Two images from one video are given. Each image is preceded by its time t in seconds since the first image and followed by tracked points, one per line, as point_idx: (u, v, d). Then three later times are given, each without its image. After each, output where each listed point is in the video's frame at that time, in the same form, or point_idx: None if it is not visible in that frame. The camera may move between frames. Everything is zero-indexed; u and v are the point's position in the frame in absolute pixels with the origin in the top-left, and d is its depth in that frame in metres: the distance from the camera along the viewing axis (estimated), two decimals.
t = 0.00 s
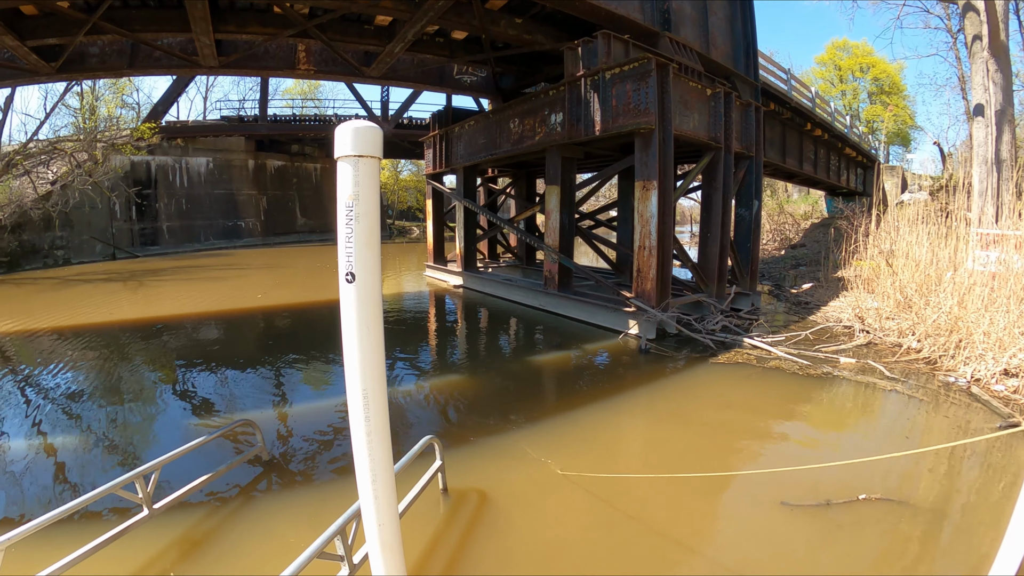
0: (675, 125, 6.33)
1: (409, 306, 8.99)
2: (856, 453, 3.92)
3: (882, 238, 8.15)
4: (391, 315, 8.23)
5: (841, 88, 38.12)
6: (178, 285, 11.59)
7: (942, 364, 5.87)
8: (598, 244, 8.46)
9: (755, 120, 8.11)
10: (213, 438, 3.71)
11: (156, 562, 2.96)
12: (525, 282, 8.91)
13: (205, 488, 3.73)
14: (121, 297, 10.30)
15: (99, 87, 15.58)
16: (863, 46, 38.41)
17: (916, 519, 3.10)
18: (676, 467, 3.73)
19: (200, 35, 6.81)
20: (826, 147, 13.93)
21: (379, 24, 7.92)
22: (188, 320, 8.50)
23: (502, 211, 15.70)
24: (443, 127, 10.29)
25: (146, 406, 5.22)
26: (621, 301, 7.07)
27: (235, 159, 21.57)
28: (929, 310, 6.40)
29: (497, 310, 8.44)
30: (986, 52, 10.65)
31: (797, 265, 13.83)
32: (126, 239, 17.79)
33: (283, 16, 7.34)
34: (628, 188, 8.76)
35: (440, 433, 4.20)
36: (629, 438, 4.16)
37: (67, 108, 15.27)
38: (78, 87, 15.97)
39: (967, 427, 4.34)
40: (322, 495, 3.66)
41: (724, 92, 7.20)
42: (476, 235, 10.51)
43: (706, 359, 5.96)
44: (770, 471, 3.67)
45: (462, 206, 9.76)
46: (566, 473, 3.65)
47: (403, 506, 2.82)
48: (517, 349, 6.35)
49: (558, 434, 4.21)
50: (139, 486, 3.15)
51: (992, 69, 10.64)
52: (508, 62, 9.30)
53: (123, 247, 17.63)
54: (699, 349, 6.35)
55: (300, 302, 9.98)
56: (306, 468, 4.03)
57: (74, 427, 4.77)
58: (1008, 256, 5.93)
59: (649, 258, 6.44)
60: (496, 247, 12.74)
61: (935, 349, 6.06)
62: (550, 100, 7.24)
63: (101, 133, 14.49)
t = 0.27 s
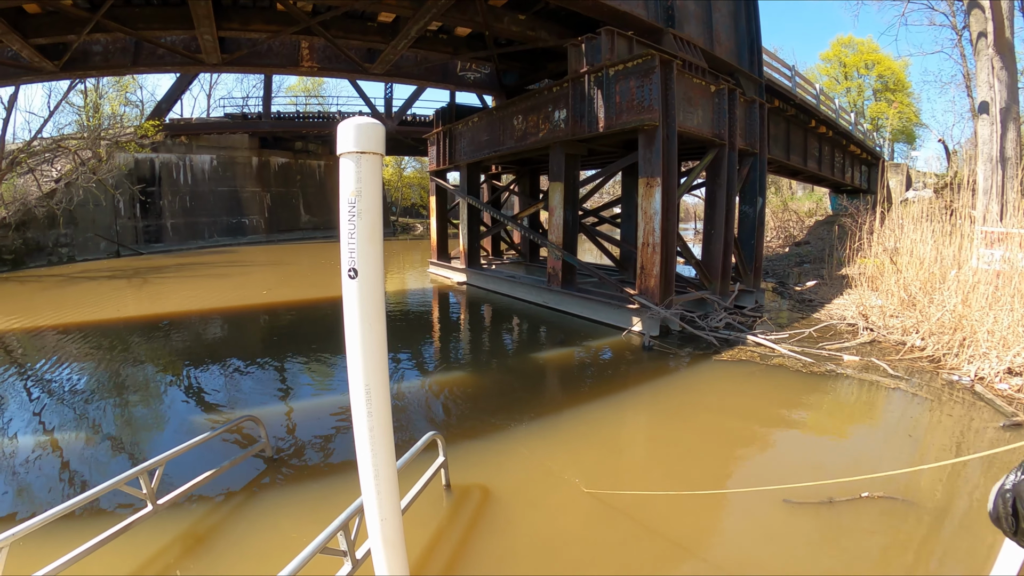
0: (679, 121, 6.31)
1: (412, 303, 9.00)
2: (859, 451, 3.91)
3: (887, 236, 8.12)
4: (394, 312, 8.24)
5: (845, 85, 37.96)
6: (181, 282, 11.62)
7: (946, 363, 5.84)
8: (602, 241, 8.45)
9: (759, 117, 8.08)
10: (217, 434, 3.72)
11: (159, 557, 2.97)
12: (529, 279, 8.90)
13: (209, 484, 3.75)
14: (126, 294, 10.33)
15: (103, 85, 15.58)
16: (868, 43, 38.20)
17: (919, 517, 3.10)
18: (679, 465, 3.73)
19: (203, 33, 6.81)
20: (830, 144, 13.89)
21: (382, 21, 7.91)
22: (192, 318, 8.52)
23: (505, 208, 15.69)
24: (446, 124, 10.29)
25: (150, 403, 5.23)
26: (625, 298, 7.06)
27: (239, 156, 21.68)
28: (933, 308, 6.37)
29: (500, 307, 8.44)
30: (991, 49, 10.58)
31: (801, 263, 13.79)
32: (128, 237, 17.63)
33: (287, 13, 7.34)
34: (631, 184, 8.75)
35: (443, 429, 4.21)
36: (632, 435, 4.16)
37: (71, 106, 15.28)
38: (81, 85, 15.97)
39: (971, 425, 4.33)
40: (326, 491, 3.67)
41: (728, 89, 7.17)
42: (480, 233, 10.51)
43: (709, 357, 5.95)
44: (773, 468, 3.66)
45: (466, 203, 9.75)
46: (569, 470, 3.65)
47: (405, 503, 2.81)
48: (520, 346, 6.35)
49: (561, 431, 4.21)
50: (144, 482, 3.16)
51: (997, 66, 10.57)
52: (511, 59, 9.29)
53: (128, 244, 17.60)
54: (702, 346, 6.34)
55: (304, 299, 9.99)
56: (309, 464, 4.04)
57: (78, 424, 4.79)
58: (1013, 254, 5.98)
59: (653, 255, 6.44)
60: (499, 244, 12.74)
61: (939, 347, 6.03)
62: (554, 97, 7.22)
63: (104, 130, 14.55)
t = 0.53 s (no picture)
0: (682, 117, 6.30)
1: (415, 299, 9.01)
2: (862, 448, 3.91)
3: (890, 233, 8.10)
4: (397, 309, 8.25)
5: (849, 81, 37.82)
6: (184, 279, 11.63)
7: (948, 360, 5.81)
8: (604, 238, 8.45)
9: (762, 113, 8.06)
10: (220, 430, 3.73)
11: (163, 552, 2.99)
12: (531, 275, 8.90)
13: (212, 480, 3.76)
14: (129, 291, 10.35)
15: (106, 83, 15.56)
16: (872, 40, 38.06)
17: (921, 514, 3.10)
18: (681, 461, 3.73)
19: (206, 29, 6.81)
20: (833, 141, 13.85)
21: (385, 17, 7.90)
22: (195, 314, 8.54)
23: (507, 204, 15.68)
24: (449, 120, 10.28)
25: (153, 400, 5.24)
26: (628, 294, 7.06)
27: (241, 153, 21.69)
28: (936, 305, 6.34)
29: (503, 304, 8.45)
30: (995, 46, 10.52)
31: (804, 260, 13.77)
32: (132, 234, 17.75)
33: (289, 10, 7.34)
34: (634, 181, 8.74)
35: (446, 425, 4.22)
36: (634, 432, 4.16)
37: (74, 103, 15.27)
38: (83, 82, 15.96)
39: (973, 423, 4.32)
40: (329, 486, 3.68)
41: (731, 85, 7.16)
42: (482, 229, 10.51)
43: (712, 353, 5.95)
44: (775, 465, 3.67)
45: (468, 199, 9.75)
46: (571, 466, 3.66)
47: (407, 498, 2.81)
48: (523, 342, 6.35)
49: (564, 428, 4.22)
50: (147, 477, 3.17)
51: (1001, 63, 10.53)
52: (514, 55, 9.32)
53: (130, 241, 17.63)
54: (704, 342, 6.34)
55: (306, 295, 10.00)
56: (312, 460, 4.04)
57: (82, 421, 4.80)
58: (1017, 252, 6.02)
59: (655, 251, 6.44)
60: (502, 240, 12.75)
61: (942, 345, 6.01)
62: (557, 93, 7.21)
63: (107, 127, 14.57)
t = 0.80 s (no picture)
0: (683, 113, 6.29)
1: (416, 295, 9.02)
2: (863, 446, 3.90)
3: (892, 230, 8.09)
4: (398, 305, 8.26)
5: (851, 78, 37.75)
6: (186, 276, 11.65)
7: (949, 358, 5.79)
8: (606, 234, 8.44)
9: (764, 110, 8.05)
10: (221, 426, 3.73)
11: (164, 548, 3.00)
12: (533, 271, 8.90)
13: (213, 476, 3.77)
14: (131, 288, 10.37)
15: (106, 80, 15.53)
16: (874, 37, 37.96)
17: (921, 512, 3.10)
18: (682, 457, 3.73)
19: (206, 26, 6.81)
20: (835, 138, 13.83)
21: (386, 14, 7.89)
22: (197, 311, 8.55)
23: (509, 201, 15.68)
24: (450, 116, 10.27)
25: (155, 396, 5.25)
26: (629, 291, 7.06)
27: (243, 150, 21.70)
28: (937, 303, 6.32)
29: (504, 300, 8.45)
30: (997, 44, 10.49)
31: (806, 257, 13.77)
32: (134, 231, 17.87)
33: (290, 6, 7.33)
34: (636, 177, 8.73)
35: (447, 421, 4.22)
36: (635, 428, 4.17)
37: (75, 101, 15.27)
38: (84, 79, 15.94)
39: (974, 420, 4.32)
40: (329, 482, 3.68)
41: (733, 82, 7.15)
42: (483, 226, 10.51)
43: (713, 350, 5.95)
44: (776, 461, 3.67)
45: (469, 195, 9.76)
46: (571, 462, 3.66)
47: (407, 495, 2.81)
48: (524, 338, 6.35)
49: (565, 424, 4.22)
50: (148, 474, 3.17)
51: (1003, 61, 10.51)
52: (516, 51, 9.33)
53: (131, 238, 17.65)
54: (705, 339, 6.34)
55: (308, 292, 10.02)
56: (313, 456, 4.05)
57: (84, 418, 4.81)
58: (1018, 250, 6.00)
59: (656, 247, 6.44)
60: (503, 237, 12.75)
61: (943, 342, 5.99)
62: (558, 89, 7.20)
63: (108, 125, 14.57)
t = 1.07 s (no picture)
0: (684, 109, 6.27)
1: (417, 291, 9.02)
2: (863, 443, 3.90)
3: (893, 227, 8.08)
4: (399, 301, 8.26)
5: (853, 74, 37.64)
6: (187, 272, 11.66)
7: (950, 355, 5.79)
8: (606, 230, 8.43)
9: (765, 106, 8.03)
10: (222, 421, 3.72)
11: (165, 544, 3.00)
12: (533, 267, 8.89)
13: (213, 471, 3.77)
14: (132, 284, 10.39)
15: (107, 76, 15.50)
16: (877, 33, 37.82)
17: (922, 509, 3.09)
18: (682, 453, 3.74)
19: (206, 22, 6.80)
20: (837, 134, 13.78)
21: (386, 9, 7.87)
22: (198, 307, 8.56)
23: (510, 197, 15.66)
24: (450, 112, 10.26)
25: (156, 392, 5.25)
26: (630, 287, 7.05)
27: (243, 146, 21.70)
28: (939, 300, 6.31)
29: (505, 296, 8.44)
30: (1000, 41, 10.42)
31: (807, 253, 13.76)
32: (134, 227, 17.84)
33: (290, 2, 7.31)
34: (637, 173, 8.72)
35: (447, 416, 4.24)
36: (636, 423, 4.18)
37: (75, 97, 15.24)
38: (84, 76, 15.92)
39: (975, 418, 4.31)
40: (329, 478, 3.69)
41: (735, 77, 7.13)
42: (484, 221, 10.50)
43: (714, 346, 5.95)
44: (777, 458, 3.67)
45: (470, 191, 9.75)
46: (572, 458, 3.67)
47: (407, 491, 2.80)
48: (525, 334, 6.35)
49: (565, 420, 4.23)
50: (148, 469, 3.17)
51: (1006, 58, 10.46)
52: (517, 47, 9.31)
53: (132, 235, 17.65)
54: (706, 335, 6.33)
55: (308, 287, 10.03)
56: (314, 452, 4.06)
57: (85, 414, 4.81)
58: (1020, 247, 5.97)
59: (657, 243, 6.43)
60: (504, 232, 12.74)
61: (945, 339, 5.98)
62: (560, 84, 7.18)
63: (108, 121, 14.56)
